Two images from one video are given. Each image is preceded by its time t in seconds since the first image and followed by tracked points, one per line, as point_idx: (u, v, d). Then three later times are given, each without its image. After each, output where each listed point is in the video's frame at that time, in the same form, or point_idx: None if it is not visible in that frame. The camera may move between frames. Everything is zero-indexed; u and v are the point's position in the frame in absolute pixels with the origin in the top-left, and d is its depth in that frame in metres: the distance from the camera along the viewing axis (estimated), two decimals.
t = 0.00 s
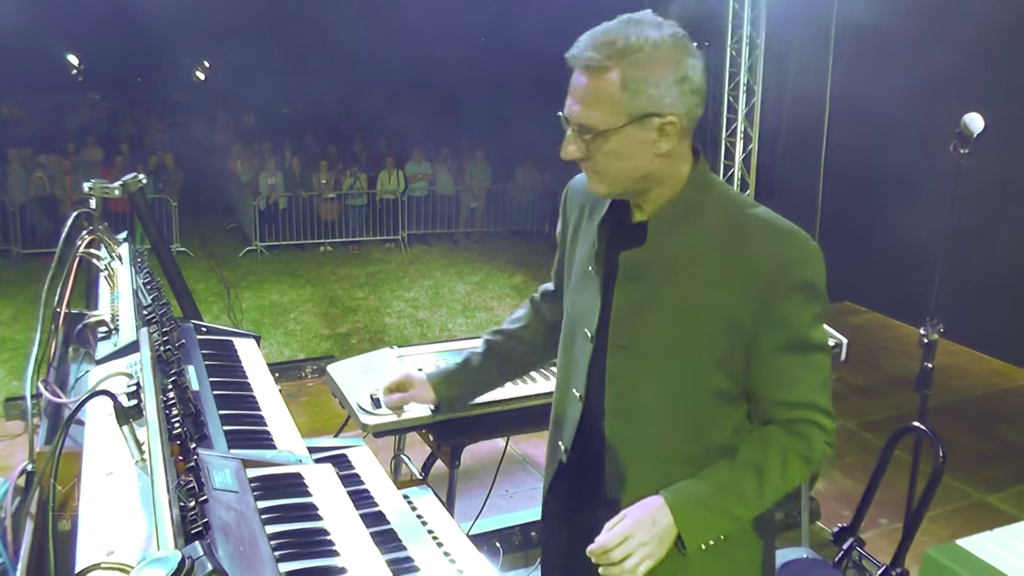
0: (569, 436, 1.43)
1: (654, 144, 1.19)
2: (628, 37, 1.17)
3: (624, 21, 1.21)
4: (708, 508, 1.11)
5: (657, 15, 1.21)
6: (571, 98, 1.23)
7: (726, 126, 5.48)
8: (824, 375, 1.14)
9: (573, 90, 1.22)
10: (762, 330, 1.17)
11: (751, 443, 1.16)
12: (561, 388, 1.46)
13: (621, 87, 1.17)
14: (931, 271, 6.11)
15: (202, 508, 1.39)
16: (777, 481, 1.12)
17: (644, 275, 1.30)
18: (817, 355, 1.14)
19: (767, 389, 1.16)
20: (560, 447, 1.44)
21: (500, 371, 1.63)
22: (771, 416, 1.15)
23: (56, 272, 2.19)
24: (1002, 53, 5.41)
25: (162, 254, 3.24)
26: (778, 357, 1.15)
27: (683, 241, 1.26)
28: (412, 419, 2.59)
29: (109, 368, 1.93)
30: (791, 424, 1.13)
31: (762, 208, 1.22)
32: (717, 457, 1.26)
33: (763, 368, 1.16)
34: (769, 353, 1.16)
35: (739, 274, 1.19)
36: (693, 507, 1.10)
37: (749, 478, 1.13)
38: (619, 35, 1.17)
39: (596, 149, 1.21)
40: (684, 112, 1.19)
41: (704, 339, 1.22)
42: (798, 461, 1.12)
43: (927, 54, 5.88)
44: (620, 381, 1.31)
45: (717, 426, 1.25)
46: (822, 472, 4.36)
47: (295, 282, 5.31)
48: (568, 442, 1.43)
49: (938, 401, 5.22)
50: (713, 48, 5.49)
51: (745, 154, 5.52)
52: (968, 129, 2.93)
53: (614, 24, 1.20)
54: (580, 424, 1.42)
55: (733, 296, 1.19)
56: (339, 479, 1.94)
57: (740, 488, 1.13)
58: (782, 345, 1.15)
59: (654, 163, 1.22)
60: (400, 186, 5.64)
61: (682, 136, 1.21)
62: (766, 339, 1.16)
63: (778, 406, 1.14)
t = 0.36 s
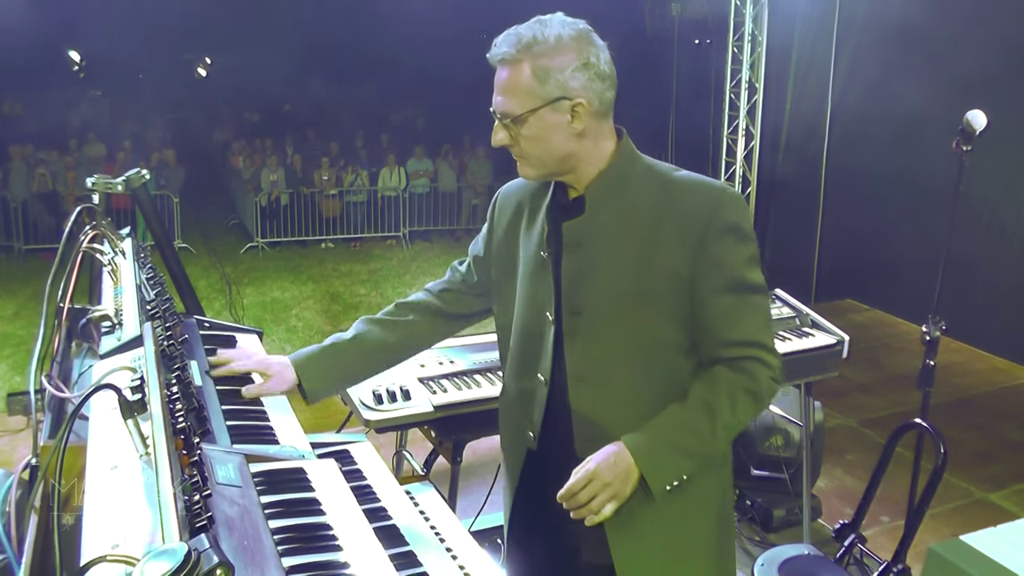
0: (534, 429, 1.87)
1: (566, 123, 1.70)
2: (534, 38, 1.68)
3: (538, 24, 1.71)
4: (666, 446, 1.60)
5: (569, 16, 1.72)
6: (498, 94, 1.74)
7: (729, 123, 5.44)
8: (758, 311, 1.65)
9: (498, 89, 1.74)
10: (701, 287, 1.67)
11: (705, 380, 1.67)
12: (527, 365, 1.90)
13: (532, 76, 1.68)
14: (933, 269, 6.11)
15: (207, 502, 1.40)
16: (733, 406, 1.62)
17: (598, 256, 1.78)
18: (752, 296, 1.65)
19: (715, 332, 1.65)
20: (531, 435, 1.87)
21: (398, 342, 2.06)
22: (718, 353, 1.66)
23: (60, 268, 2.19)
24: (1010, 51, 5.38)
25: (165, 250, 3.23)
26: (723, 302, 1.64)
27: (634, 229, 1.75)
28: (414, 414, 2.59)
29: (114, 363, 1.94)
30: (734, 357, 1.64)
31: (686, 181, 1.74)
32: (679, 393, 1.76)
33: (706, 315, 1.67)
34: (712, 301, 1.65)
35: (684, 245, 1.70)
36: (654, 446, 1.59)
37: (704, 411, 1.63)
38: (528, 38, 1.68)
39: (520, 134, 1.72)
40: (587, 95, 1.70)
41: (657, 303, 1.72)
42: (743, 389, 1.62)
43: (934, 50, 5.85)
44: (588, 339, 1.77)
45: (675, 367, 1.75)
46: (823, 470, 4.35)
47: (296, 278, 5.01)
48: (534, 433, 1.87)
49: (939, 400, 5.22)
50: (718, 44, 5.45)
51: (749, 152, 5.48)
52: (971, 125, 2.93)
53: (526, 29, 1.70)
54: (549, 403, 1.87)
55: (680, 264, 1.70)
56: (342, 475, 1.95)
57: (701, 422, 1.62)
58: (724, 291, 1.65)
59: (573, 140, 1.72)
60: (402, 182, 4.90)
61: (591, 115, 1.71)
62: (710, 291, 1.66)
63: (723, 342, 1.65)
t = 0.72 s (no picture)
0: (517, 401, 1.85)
1: (543, 107, 1.68)
2: (512, 24, 1.68)
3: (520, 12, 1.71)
4: (631, 421, 1.58)
5: (551, 5, 1.71)
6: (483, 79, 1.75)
7: (732, 121, 5.46)
8: (732, 294, 1.62)
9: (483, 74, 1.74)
10: (673, 267, 1.64)
11: (676, 361, 1.64)
12: (507, 344, 1.88)
13: (509, 61, 1.67)
14: (936, 267, 6.10)
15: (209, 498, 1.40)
16: (702, 388, 1.59)
17: (573, 233, 1.75)
18: (727, 278, 1.62)
19: (685, 313, 1.62)
20: (513, 408, 1.85)
21: (418, 330, 2.11)
22: (688, 334, 1.63)
23: (62, 263, 2.19)
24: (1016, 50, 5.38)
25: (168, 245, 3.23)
26: (697, 283, 1.61)
27: (608, 209, 1.73)
28: (416, 411, 2.59)
29: (116, 359, 1.93)
30: (705, 339, 1.61)
31: (666, 163, 1.72)
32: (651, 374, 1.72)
33: (677, 295, 1.64)
34: (684, 281, 1.62)
35: (658, 225, 1.67)
36: (619, 420, 1.58)
37: (671, 391, 1.61)
38: (506, 24, 1.68)
39: (502, 118, 1.71)
40: (564, 79, 1.67)
41: (631, 281, 1.69)
42: (711, 373, 1.60)
43: (939, 47, 5.85)
44: (562, 317, 1.75)
45: (649, 349, 1.71)
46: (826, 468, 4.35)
47: (298, 274, 5.00)
48: (518, 404, 1.84)
49: (942, 398, 5.21)
50: (722, 41, 5.45)
51: (751, 150, 5.49)
52: (976, 123, 2.92)
53: (507, 17, 1.70)
54: (525, 381, 1.86)
55: (655, 243, 1.67)
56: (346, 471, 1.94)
57: (668, 400, 1.60)
58: (699, 272, 1.62)
59: (551, 125, 1.70)
60: (405, 179, 4.89)
61: (569, 100, 1.69)
62: (683, 270, 1.63)
63: (693, 323, 1.62)
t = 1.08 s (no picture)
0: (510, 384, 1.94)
1: (529, 96, 1.73)
2: (497, 18, 1.73)
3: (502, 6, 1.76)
4: (611, 401, 1.68)
5: None
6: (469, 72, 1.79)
7: (736, 115, 5.44)
8: (711, 277, 1.71)
9: (469, 66, 1.79)
10: (653, 251, 1.73)
11: (660, 342, 1.72)
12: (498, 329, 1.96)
13: (496, 53, 1.72)
14: (941, 261, 6.09)
15: (212, 495, 1.39)
16: (683, 366, 1.68)
17: (557, 219, 1.82)
18: (706, 261, 1.71)
19: (668, 295, 1.71)
20: (506, 394, 1.95)
21: (416, 327, 2.21)
22: (670, 316, 1.71)
23: (64, 260, 2.19)
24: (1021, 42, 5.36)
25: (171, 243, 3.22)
26: (676, 265, 1.70)
27: (589, 196, 1.80)
28: (419, 407, 2.58)
29: (118, 355, 1.93)
30: (686, 320, 1.70)
31: (648, 152, 1.80)
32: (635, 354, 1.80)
33: (660, 278, 1.72)
34: (664, 265, 1.71)
35: (640, 212, 1.75)
36: (602, 401, 1.68)
37: (653, 372, 1.70)
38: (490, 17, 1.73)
39: (489, 108, 1.76)
40: (549, 69, 1.73)
41: (614, 267, 1.77)
42: (692, 353, 1.68)
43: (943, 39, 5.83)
44: (549, 300, 1.82)
45: (632, 331, 1.79)
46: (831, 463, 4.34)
47: (303, 272, 4.97)
48: (511, 388, 1.94)
49: (947, 392, 5.20)
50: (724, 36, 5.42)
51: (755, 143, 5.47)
52: (981, 114, 2.91)
53: (490, 11, 1.75)
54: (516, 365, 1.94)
55: (635, 229, 1.75)
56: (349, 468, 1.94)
57: (649, 379, 1.69)
58: (678, 256, 1.70)
59: (538, 113, 1.75)
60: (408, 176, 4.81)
61: (554, 89, 1.75)
62: (663, 254, 1.71)
63: (676, 305, 1.70)
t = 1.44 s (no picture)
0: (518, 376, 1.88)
1: (562, 81, 1.68)
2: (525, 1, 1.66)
3: None
4: (624, 390, 1.63)
5: None
6: (491, 59, 1.71)
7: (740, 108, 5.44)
8: (723, 272, 1.69)
9: (491, 53, 1.70)
10: (670, 244, 1.70)
11: (669, 333, 1.69)
12: (505, 317, 1.92)
13: (528, 37, 1.66)
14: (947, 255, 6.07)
15: (211, 488, 1.38)
16: (695, 359, 1.65)
17: (575, 206, 1.78)
18: (719, 256, 1.68)
19: (680, 287, 1.68)
20: (514, 385, 1.89)
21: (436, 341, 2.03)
22: (682, 307, 1.69)
23: (64, 251, 2.17)
24: None
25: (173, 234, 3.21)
26: (692, 258, 1.67)
27: (607, 185, 1.76)
28: (423, 400, 2.57)
29: (117, 347, 1.92)
30: (698, 313, 1.67)
31: (664, 145, 1.77)
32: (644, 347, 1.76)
33: (673, 270, 1.69)
34: (681, 257, 1.68)
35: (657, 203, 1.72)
36: (613, 389, 1.63)
37: (663, 363, 1.66)
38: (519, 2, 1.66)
39: (518, 95, 1.68)
40: (580, 53, 1.69)
41: (629, 258, 1.73)
42: (703, 346, 1.65)
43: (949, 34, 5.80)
44: (560, 288, 1.78)
45: (642, 322, 1.75)
46: (837, 457, 4.32)
47: (308, 265, 4.93)
48: (518, 380, 1.88)
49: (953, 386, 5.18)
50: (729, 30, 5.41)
51: (759, 136, 5.44)
52: (990, 107, 2.88)
53: None
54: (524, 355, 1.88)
55: (653, 220, 1.71)
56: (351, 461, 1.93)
57: (659, 369, 1.66)
58: (693, 249, 1.68)
59: (567, 99, 1.71)
60: (414, 169, 4.66)
61: (583, 74, 1.71)
62: (679, 246, 1.68)
63: (688, 296, 1.67)
